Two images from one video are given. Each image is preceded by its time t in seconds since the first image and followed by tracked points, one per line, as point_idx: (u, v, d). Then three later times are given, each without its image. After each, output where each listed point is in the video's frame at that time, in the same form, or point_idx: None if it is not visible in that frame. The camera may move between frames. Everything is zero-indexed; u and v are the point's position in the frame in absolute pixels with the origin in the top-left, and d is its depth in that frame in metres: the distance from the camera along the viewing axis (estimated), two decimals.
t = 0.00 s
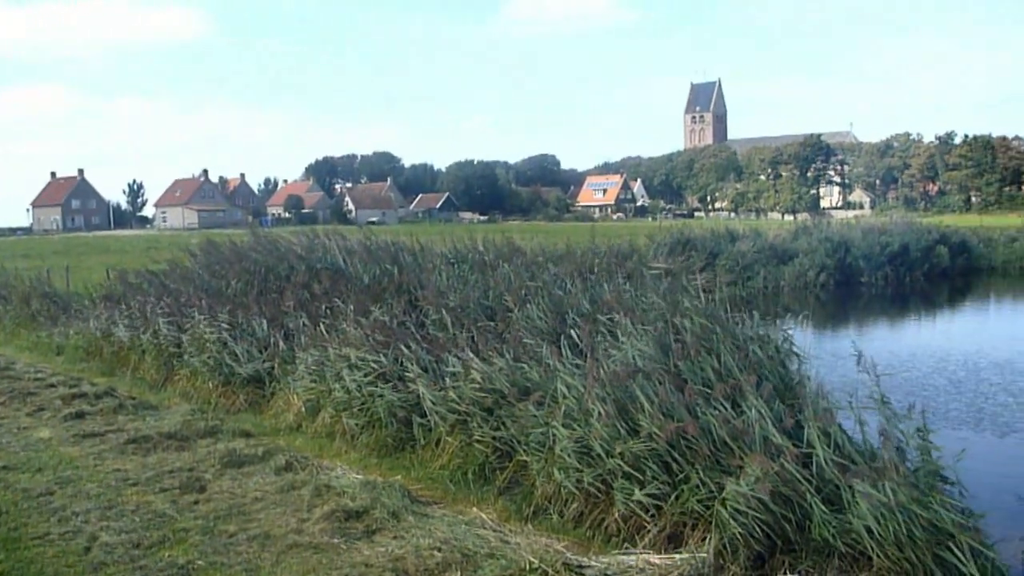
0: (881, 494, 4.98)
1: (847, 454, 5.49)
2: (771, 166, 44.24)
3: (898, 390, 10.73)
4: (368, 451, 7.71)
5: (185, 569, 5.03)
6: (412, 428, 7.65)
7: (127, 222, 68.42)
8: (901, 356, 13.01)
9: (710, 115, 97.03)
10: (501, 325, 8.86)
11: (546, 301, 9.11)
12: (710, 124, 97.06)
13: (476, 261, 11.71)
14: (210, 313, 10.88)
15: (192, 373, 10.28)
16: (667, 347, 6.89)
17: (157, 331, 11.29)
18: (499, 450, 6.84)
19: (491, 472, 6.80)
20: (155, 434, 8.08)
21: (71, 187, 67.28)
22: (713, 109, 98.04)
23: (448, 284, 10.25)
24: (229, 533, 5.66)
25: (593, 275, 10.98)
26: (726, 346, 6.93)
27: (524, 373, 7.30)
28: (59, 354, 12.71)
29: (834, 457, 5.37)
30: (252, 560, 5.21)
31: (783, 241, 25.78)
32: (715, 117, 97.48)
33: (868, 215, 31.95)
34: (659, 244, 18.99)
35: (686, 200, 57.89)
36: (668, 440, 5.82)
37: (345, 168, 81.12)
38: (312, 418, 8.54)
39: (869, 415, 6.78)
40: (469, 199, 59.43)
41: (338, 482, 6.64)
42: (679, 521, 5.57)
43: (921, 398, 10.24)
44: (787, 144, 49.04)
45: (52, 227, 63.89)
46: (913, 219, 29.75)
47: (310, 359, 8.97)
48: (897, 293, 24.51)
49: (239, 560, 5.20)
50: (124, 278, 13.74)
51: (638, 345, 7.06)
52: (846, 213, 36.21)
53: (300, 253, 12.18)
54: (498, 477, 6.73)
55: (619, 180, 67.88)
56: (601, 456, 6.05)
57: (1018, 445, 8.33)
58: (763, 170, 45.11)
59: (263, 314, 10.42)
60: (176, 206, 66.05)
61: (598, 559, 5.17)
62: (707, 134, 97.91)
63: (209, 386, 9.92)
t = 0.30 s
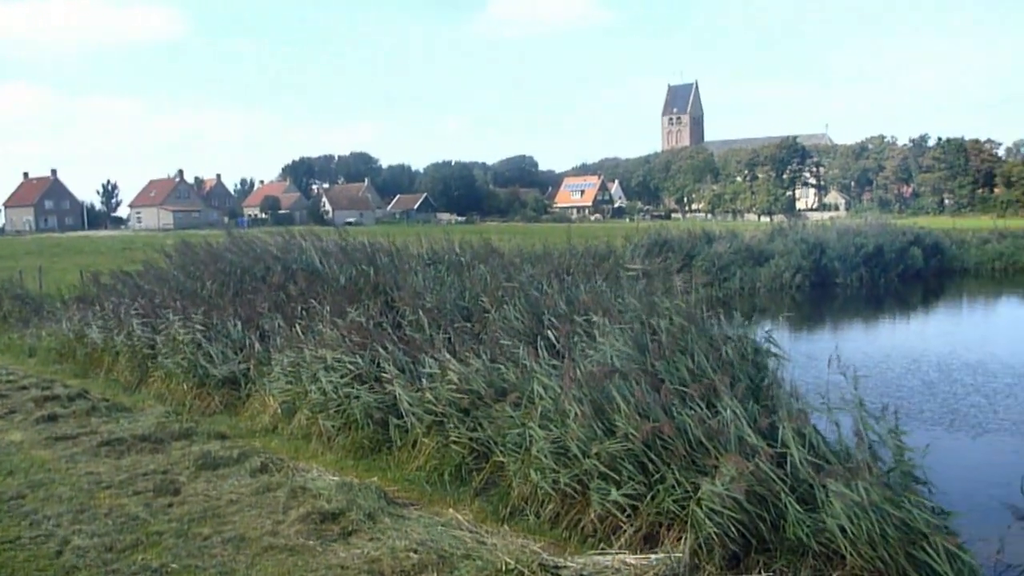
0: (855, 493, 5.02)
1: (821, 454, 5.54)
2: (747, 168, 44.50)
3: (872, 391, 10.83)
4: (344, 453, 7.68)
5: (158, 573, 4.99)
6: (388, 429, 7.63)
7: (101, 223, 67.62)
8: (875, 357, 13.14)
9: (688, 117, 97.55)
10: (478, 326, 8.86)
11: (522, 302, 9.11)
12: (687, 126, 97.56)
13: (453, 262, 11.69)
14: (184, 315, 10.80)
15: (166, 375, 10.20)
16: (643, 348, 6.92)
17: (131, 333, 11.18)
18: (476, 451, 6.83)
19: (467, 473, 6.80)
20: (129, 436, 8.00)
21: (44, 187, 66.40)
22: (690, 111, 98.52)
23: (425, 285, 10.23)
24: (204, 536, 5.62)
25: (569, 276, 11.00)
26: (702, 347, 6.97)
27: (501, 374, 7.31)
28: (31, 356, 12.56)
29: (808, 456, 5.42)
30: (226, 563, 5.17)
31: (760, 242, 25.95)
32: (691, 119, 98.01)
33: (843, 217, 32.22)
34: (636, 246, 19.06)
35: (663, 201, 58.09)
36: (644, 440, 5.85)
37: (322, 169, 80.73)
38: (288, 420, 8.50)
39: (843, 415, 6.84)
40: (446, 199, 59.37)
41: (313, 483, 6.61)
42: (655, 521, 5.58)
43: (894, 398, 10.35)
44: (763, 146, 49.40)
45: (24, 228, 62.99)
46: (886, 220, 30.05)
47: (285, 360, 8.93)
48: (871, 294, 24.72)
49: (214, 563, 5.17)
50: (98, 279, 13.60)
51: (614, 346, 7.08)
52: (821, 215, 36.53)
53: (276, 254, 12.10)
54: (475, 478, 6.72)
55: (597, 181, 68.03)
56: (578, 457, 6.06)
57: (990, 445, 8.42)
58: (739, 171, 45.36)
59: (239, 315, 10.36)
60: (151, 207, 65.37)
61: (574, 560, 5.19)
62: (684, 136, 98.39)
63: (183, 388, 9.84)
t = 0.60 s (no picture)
0: (832, 492, 5.06)
1: (798, 454, 5.58)
2: (725, 169, 44.71)
3: (848, 391, 10.91)
4: (323, 457, 7.65)
5: None
6: (367, 432, 7.61)
7: (77, 226, 66.90)
8: (852, 357, 13.24)
9: (666, 118, 97.97)
10: (456, 328, 8.84)
11: (501, 304, 9.10)
12: (666, 128, 97.95)
13: (432, 264, 11.66)
14: (161, 318, 10.71)
15: (143, 379, 10.12)
16: (622, 348, 6.94)
17: (108, 337, 11.08)
18: (455, 453, 6.83)
19: (447, 475, 6.79)
20: (105, 441, 7.93)
21: (18, 190, 65.61)
22: (668, 113, 98.92)
23: (404, 287, 10.20)
24: (181, 541, 5.58)
25: (548, 278, 11.00)
26: (680, 347, 6.99)
27: (480, 376, 7.31)
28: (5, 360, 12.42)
29: (786, 457, 5.46)
30: (204, 568, 5.13)
31: (738, 243, 26.08)
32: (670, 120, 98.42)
33: (820, 218, 32.44)
34: (615, 247, 19.10)
35: (642, 203, 58.26)
36: (623, 441, 5.86)
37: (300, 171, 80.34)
38: (267, 424, 8.45)
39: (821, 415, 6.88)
40: (426, 201, 59.26)
41: (292, 487, 6.58)
42: (634, 522, 5.60)
43: (871, 398, 10.42)
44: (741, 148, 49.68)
45: None
46: (863, 221, 30.28)
47: (264, 364, 8.88)
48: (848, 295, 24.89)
49: (191, 568, 5.13)
50: (73, 282, 13.46)
51: (593, 347, 7.09)
52: (799, 216, 36.75)
53: (254, 256, 12.03)
54: (454, 480, 6.72)
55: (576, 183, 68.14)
56: (557, 458, 6.06)
57: (965, 444, 8.50)
58: (717, 173, 45.56)
59: (216, 319, 10.29)
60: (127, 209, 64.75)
61: (554, 562, 5.20)
62: (662, 138, 98.81)
63: (161, 392, 9.76)
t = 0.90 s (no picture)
0: (810, 495, 5.10)
1: (776, 456, 5.61)
2: (705, 173, 44.94)
3: (824, 393, 10.99)
4: (303, 461, 7.61)
5: None
6: (347, 436, 7.58)
7: (54, 228, 66.27)
8: (827, 360, 13.34)
9: (648, 122, 98.38)
10: (436, 332, 8.83)
11: (481, 308, 9.09)
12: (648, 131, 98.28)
13: (412, 267, 11.65)
14: (140, 320, 10.62)
15: (121, 383, 10.03)
16: (602, 352, 6.95)
17: (85, 340, 10.97)
18: (435, 457, 6.82)
19: (427, 479, 6.78)
20: (82, 445, 7.86)
21: None
22: (650, 117, 99.29)
23: (384, 291, 10.18)
24: (159, 546, 5.53)
25: (529, 281, 11.01)
26: (660, 351, 7.01)
27: (460, 379, 7.30)
28: None
29: (764, 459, 5.48)
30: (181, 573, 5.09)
31: (718, 246, 26.22)
32: (652, 124, 98.83)
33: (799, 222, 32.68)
34: (596, 250, 19.18)
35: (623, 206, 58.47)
36: (603, 444, 5.87)
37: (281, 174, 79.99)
38: (246, 428, 8.40)
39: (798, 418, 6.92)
40: (408, 203, 59.16)
41: (271, 492, 6.54)
42: (614, 525, 5.61)
43: (846, 401, 10.52)
44: (721, 152, 49.98)
45: None
46: (842, 225, 30.53)
47: (243, 367, 8.83)
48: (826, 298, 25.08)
49: (168, 573, 5.09)
50: (50, 285, 13.33)
51: (573, 351, 7.10)
52: (778, 220, 37.01)
53: (233, 259, 11.97)
54: (434, 484, 6.71)
55: (557, 187, 68.22)
56: (537, 461, 6.07)
57: (939, 446, 8.59)
58: (698, 177, 45.80)
59: (195, 322, 10.23)
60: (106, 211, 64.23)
61: (534, 565, 5.21)
62: (644, 141, 99.16)
63: (139, 396, 9.69)
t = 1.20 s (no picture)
0: (788, 495, 5.14)
1: (755, 457, 5.64)
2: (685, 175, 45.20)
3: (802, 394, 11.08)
4: (283, 465, 7.59)
5: None
6: (327, 440, 7.55)
7: (32, 232, 65.72)
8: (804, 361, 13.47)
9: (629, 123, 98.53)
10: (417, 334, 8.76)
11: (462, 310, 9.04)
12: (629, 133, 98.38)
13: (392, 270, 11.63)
14: (117, 325, 10.53)
15: (99, 388, 9.97)
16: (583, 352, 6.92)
17: (62, 345, 10.88)
18: (415, 461, 6.81)
19: (408, 482, 6.76)
20: (58, 451, 7.79)
21: None
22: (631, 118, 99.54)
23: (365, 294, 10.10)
24: (137, 552, 5.50)
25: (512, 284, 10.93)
26: (641, 351, 6.99)
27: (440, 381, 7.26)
28: None
29: (744, 461, 5.50)
30: None
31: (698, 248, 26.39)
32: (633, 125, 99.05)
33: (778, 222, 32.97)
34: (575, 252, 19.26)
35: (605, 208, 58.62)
36: (584, 445, 5.86)
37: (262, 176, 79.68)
38: (226, 433, 8.36)
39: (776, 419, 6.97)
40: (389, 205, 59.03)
41: (250, 496, 6.51)
42: (594, 527, 5.63)
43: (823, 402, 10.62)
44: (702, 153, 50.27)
45: None
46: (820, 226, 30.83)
47: (222, 372, 8.78)
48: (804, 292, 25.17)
49: None
50: (26, 289, 13.21)
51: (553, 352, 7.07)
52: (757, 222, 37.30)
53: (212, 262, 11.90)
54: (415, 487, 6.70)
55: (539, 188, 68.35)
56: (518, 464, 6.07)
57: (915, 445, 8.70)
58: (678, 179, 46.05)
59: (173, 326, 10.19)
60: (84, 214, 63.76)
61: (515, 567, 5.22)
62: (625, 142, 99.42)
63: (117, 401, 9.63)
